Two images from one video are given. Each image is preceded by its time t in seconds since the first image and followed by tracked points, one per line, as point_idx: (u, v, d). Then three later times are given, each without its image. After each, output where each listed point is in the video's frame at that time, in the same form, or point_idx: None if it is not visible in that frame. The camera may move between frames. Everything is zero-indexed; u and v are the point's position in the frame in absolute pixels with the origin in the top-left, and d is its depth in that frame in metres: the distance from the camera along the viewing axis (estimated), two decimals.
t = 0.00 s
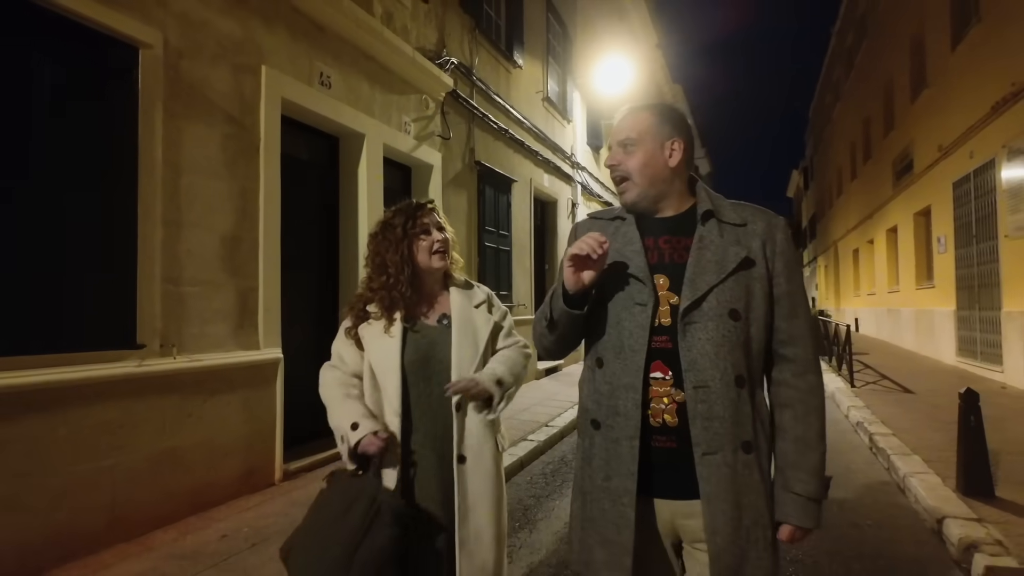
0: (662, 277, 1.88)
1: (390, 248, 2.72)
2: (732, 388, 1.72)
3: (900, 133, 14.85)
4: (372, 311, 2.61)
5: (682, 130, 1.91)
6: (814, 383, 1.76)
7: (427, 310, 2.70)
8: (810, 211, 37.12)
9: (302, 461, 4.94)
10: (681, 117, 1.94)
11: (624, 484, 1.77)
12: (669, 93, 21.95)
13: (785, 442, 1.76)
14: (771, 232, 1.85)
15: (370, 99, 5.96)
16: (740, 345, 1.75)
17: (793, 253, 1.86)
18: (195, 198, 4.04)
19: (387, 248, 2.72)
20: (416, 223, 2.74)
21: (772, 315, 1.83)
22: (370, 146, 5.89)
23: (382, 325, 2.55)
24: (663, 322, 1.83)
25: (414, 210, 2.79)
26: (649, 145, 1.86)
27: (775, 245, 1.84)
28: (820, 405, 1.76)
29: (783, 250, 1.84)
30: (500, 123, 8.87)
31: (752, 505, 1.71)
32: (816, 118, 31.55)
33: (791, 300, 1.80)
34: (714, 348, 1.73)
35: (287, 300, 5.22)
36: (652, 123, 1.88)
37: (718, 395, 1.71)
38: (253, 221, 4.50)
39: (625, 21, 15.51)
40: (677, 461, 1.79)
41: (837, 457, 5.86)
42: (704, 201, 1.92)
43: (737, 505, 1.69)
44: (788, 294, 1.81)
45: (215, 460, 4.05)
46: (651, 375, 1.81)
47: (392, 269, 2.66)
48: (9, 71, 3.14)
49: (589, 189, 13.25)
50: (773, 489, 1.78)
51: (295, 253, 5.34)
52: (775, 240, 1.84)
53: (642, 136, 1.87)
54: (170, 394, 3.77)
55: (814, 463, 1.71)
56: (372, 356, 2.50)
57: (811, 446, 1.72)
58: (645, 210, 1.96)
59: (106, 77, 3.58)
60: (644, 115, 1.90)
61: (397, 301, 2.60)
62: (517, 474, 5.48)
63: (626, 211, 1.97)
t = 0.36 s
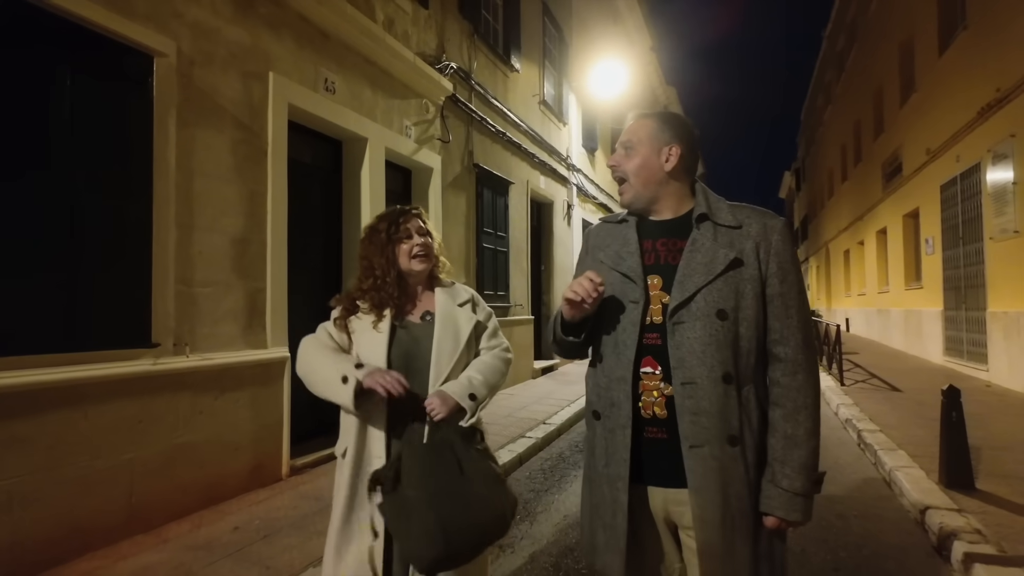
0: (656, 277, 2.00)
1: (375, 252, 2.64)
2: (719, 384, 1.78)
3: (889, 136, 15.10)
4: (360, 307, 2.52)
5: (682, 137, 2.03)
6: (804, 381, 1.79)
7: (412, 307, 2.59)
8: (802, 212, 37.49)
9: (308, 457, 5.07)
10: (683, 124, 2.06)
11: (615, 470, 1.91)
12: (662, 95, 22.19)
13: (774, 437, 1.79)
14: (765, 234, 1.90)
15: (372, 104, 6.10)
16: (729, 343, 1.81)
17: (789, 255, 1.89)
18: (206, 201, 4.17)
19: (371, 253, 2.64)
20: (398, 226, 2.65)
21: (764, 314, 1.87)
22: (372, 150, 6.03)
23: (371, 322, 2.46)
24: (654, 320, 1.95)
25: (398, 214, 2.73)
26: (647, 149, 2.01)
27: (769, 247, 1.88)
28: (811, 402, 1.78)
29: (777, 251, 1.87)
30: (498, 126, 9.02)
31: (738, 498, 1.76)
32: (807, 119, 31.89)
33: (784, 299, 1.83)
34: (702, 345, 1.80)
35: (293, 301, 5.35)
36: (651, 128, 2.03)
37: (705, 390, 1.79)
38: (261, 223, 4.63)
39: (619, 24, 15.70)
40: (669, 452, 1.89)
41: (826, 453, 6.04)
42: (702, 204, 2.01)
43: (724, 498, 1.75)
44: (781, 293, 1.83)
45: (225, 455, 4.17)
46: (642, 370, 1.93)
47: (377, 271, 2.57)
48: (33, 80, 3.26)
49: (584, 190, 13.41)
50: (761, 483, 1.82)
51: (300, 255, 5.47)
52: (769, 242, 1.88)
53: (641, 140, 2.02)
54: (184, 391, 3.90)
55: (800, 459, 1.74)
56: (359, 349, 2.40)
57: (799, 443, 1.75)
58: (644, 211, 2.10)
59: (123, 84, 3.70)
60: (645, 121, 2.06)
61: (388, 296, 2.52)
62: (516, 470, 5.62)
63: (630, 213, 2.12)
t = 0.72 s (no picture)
0: (671, 280, 2.08)
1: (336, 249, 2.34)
2: (718, 380, 1.84)
3: (872, 140, 15.45)
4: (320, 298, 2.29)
5: (701, 147, 2.10)
6: (815, 380, 1.74)
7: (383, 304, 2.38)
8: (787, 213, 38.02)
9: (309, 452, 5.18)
10: (703, 133, 2.11)
11: (627, 457, 2.07)
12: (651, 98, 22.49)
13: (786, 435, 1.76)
14: (779, 235, 1.87)
15: (369, 107, 6.22)
16: (732, 341, 1.84)
17: (807, 253, 1.83)
18: (210, 203, 4.27)
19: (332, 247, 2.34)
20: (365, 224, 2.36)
21: (779, 313, 1.84)
22: (369, 152, 6.15)
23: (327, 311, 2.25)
24: (666, 320, 2.05)
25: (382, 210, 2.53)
26: (667, 162, 2.10)
27: (783, 248, 1.84)
28: (826, 401, 1.72)
29: (791, 251, 1.83)
30: (491, 129, 9.16)
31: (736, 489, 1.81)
32: (793, 122, 32.35)
33: (796, 298, 1.79)
34: (703, 344, 1.87)
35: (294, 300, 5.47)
36: (669, 143, 2.12)
37: (702, 386, 1.86)
38: (263, 224, 4.74)
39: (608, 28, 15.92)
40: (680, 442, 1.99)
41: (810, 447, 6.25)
42: (720, 208, 2.02)
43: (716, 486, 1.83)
44: (792, 293, 1.80)
45: (229, 451, 4.28)
46: (657, 366, 2.04)
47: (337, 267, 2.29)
48: (47, 85, 3.35)
49: (575, 192, 13.59)
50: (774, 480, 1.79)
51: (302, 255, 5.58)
52: (782, 242, 1.85)
53: (661, 154, 2.12)
54: (191, 388, 4.01)
55: (809, 458, 1.70)
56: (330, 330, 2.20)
57: (808, 441, 1.71)
58: (674, 221, 2.18)
59: (132, 88, 3.80)
60: (665, 135, 2.15)
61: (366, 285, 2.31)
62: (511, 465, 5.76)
63: (660, 222, 2.22)
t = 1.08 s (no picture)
0: (666, 287, 2.23)
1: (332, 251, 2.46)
2: (710, 383, 1.98)
3: (846, 145, 15.86)
4: (310, 297, 2.39)
5: (699, 158, 2.22)
6: (798, 382, 1.88)
7: (361, 310, 2.48)
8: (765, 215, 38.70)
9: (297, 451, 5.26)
10: (701, 144, 2.23)
11: (629, 451, 2.20)
12: (631, 101, 22.76)
13: (771, 434, 1.90)
14: (765, 245, 1.99)
15: (356, 110, 6.32)
16: (721, 346, 1.97)
17: (791, 264, 1.96)
18: (200, 206, 4.33)
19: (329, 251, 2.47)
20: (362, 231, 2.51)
21: (765, 319, 1.97)
22: (356, 155, 6.24)
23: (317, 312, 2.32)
24: (661, 324, 2.20)
25: (358, 219, 2.58)
26: (667, 172, 2.23)
27: (768, 258, 1.97)
28: (806, 402, 1.87)
29: (775, 261, 1.96)
30: (475, 132, 9.28)
31: (731, 486, 1.93)
32: (770, 125, 32.92)
33: (779, 306, 1.92)
34: (696, 349, 2.01)
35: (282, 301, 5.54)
36: (670, 154, 2.23)
37: (695, 388, 2.00)
38: (253, 227, 4.81)
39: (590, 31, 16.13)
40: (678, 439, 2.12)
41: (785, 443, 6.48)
42: (713, 218, 2.14)
43: (716, 485, 1.95)
44: (776, 300, 1.93)
45: (220, 450, 4.34)
46: (652, 366, 2.18)
47: (334, 271, 2.42)
48: (41, 90, 3.41)
49: (557, 193, 13.75)
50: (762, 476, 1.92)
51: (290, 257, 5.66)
52: (768, 253, 1.97)
53: (662, 165, 2.24)
54: (183, 387, 4.08)
55: (792, 455, 1.84)
56: (297, 338, 2.26)
57: (790, 439, 1.85)
58: (675, 227, 2.31)
59: (125, 93, 3.86)
60: (666, 146, 2.27)
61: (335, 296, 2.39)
62: (496, 462, 5.88)
63: (663, 228, 2.35)
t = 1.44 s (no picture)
0: (648, 286, 2.30)
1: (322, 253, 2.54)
2: (687, 379, 2.06)
3: (825, 147, 16.15)
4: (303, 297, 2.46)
5: (681, 168, 2.30)
6: (769, 381, 1.97)
7: (350, 307, 2.56)
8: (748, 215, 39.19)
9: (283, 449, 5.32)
10: (683, 154, 2.31)
11: (608, 440, 2.30)
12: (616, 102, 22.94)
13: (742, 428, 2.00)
14: (744, 251, 2.08)
15: (342, 112, 6.38)
16: (699, 345, 2.06)
17: (767, 270, 2.05)
18: (186, 207, 4.37)
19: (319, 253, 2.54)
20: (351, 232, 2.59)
21: (741, 321, 2.06)
22: (342, 157, 6.30)
23: (311, 312, 2.41)
24: (643, 321, 2.28)
25: (346, 221, 2.65)
26: (650, 179, 2.31)
27: (745, 264, 2.06)
28: (776, 399, 1.96)
29: (752, 268, 2.05)
30: (460, 133, 9.36)
31: (700, 474, 2.03)
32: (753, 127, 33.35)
33: (754, 309, 2.02)
34: (675, 347, 2.09)
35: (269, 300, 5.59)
36: (654, 162, 2.31)
37: (673, 383, 2.08)
38: (239, 227, 4.86)
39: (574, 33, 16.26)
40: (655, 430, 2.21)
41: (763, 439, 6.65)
42: (693, 224, 2.22)
43: (686, 472, 2.05)
44: (751, 304, 2.02)
45: (206, 448, 4.39)
46: (632, 361, 2.27)
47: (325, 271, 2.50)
48: (28, 92, 3.45)
49: (542, 194, 13.86)
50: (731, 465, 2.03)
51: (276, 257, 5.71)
52: (746, 259, 2.06)
53: (645, 172, 2.32)
54: (170, 386, 4.13)
55: (761, 447, 1.94)
56: (292, 334, 2.36)
57: (760, 433, 1.95)
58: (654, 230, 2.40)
59: (112, 96, 3.91)
60: (650, 155, 2.34)
61: (326, 294, 2.46)
62: (481, 459, 5.98)
63: (642, 231, 2.43)
